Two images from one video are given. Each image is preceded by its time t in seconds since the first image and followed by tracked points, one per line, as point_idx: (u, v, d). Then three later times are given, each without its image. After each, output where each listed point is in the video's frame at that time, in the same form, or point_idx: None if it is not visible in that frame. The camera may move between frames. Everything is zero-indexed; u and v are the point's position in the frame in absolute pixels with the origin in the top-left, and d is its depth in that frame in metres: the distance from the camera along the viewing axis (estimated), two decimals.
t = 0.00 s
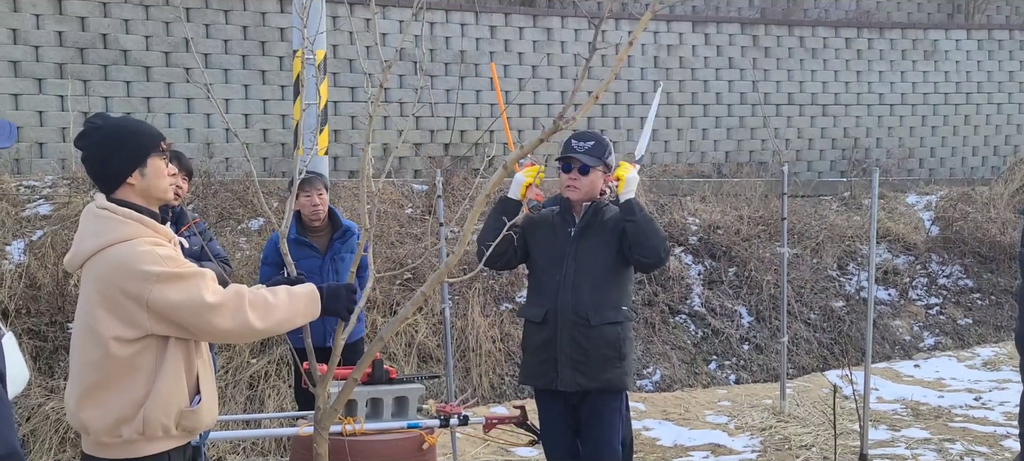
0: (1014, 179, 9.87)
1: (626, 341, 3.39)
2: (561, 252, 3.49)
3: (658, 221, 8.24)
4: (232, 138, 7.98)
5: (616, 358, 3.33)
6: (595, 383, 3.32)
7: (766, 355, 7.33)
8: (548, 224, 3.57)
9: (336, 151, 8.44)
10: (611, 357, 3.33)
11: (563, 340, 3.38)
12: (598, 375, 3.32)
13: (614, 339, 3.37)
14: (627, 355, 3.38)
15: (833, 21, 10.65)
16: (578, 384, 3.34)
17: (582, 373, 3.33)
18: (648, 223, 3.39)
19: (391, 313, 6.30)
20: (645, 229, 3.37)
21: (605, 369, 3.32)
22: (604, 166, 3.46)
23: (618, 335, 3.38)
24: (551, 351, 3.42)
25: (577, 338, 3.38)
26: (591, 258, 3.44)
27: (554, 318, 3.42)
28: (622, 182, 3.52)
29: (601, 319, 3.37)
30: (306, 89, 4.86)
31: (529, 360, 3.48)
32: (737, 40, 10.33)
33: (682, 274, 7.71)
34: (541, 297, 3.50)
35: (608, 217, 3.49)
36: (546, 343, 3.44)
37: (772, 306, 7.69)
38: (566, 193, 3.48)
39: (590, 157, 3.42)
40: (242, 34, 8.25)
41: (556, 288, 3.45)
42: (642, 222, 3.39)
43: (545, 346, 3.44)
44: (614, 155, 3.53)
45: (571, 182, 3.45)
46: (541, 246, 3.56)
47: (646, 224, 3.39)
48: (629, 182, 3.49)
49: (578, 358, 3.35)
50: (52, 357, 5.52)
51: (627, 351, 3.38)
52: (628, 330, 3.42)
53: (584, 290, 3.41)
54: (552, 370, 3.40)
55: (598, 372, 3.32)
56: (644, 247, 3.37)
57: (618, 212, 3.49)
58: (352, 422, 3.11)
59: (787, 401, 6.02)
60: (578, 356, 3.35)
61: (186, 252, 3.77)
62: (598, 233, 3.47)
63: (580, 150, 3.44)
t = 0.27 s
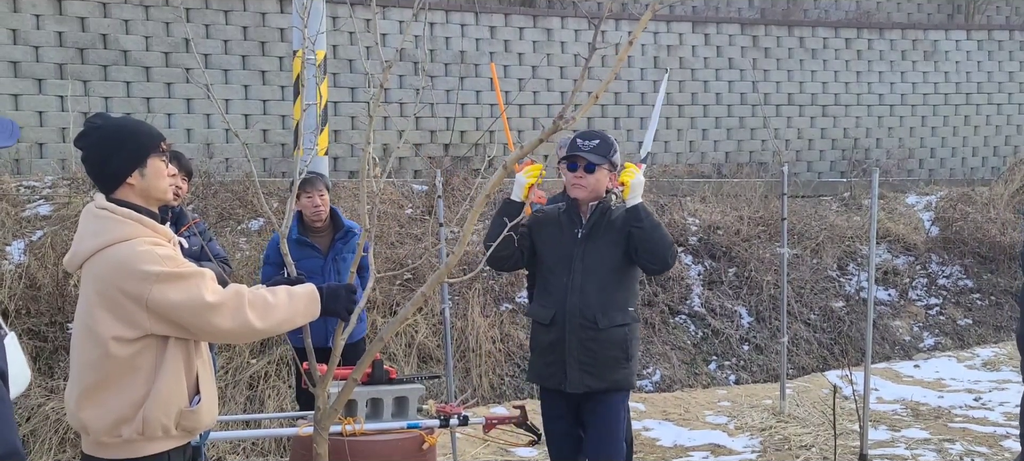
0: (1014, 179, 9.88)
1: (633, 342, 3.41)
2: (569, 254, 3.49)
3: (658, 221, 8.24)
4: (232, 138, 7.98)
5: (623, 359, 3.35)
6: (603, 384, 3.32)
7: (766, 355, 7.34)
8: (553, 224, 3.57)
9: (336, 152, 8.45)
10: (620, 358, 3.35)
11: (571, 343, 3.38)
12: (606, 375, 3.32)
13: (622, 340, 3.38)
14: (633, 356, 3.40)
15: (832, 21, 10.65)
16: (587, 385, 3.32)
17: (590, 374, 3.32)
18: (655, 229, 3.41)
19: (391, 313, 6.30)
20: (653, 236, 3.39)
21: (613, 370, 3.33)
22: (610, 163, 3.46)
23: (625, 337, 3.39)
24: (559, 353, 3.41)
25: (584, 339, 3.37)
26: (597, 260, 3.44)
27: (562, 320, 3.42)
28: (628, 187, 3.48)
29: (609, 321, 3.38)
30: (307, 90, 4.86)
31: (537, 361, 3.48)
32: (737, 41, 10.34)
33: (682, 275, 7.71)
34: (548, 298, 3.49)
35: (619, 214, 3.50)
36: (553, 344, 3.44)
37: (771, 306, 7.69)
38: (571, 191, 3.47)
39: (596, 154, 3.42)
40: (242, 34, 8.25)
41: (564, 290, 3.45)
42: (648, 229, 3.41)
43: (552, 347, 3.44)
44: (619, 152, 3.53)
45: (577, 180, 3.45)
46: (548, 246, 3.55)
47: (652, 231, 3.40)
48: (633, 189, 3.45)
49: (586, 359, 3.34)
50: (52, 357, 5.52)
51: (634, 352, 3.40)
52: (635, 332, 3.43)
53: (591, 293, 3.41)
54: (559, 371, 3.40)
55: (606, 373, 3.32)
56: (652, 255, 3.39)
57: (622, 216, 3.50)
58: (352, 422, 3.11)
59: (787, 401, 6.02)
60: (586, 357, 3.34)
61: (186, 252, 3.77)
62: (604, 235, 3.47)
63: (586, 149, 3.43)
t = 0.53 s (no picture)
0: (1013, 179, 9.87)
1: (640, 346, 3.37)
2: (580, 255, 3.48)
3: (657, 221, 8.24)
4: (231, 139, 7.98)
5: (628, 363, 3.31)
6: (606, 386, 3.30)
7: (766, 356, 7.34)
8: (566, 223, 3.59)
9: (335, 153, 8.46)
10: (624, 362, 3.31)
11: (576, 343, 3.38)
12: (609, 378, 3.30)
13: (628, 343, 3.34)
14: (641, 359, 3.35)
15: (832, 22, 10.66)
16: (588, 386, 3.32)
17: (593, 375, 3.32)
18: (663, 233, 3.31)
19: (391, 314, 6.30)
20: (660, 238, 3.31)
21: (617, 373, 3.30)
22: (629, 162, 3.44)
23: (632, 340, 3.35)
24: (565, 353, 3.43)
25: (589, 341, 3.36)
26: (607, 261, 3.42)
27: (569, 320, 3.43)
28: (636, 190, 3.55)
29: (614, 324, 3.35)
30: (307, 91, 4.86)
31: (546, 358, 3.51)
32: (737, 41, 10.33)
33: (681, 275, 7.72)
34: (558, 297, 3.51)
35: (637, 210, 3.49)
36: (561, 344, 3.45)
37: (771, 306, 7.70)
38: (588, 189, 3.48)
39: (613, 153, 3.40)
40: (241, 34, 8.25)
41: (571, 290, 3.46)
42: (655, 231, 3.31)
43: (560, 346, 3.45)
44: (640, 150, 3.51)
45: (594, 177, 3.45)
46: (560, 246, 3.57)
47: (660, 232, 3.31)
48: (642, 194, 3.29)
49: (589, 360, 3.33)
50: (51, 358, 5.52)
51: (642, 356, 3.35)
52: (643, 336, 3.39)
53: (598, 293, 3.39)
54: (565, 370, 3.41)
55: (610, 375, 3.30)
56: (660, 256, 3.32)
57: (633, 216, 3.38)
58: (352, 422, 3.13)
59: (786, 402, 6.02)
60: (589, 358, 3.34)
61: (185, 253, 3.78)
62: (616, 235, 3.43)
63: (604, 147, 3.42)
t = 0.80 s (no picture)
0: (1013, 181, 9.88)
1: (656, 350, 3.34)
2: (595, 257, 3.48)
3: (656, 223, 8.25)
4: (231, 140, 7.99)
5: (642, 368, 3.29)
6: (620, 391, 3.30)
7: (766, 357, 7.34)
8: (583, 225, 3.60)
9: (335, 154, 8.47)
10: (638, 366, 3.30)
11: (590, 346, 3.38)
12: (623, 382, 3.29)
13: (642, 348, 3.32)
14: (656, 363, 3.33)
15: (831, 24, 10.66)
16: (601, 390, 3.32)
17: (606, 379, 3.32)
18: (676, 234, 3.30)
19: (390, 315, 6.30)
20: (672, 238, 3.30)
21: (631, 377, 3.29)
22: (644, 163, 3.42)
23: (646, 344, 3.33)
24: (580, 356, 3.43)
25: (603, 345, 3.36)
26: (622, 264, 3.41)
27: (584, 323, 3.43)
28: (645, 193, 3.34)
29: (628, 327, 3.33)
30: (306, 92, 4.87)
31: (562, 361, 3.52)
32: (736, 43, 10.33)
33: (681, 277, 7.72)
34: (573, 300, 3.51)
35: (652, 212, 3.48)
36: (577, 347, 3.46)
37: (771, 308, 7.70)
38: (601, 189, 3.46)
39: (628, 154, 3.39)
40: (241, 36, 8.25)
41: (586, 293, 3.46)
42: (667, 232, 3.31)
43: (575, 349, 3.46)
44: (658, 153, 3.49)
45: (609, 178, 3.43)
46: (577, 248, 3.57)
47: (673, 232, 3.31)
48: (654, 195, 3.30)
49: (603, 364, 3.33)
50: (51, 359, 5.52)
51: (657, 360, 3.33)
52: (659, 340, 3.36)
53: (612, 297, 3.39)
54: (580, 373, 3.42)
55: (623, 380, 3.30)
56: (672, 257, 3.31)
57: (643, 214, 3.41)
58: (352, 424, 3.08)
59: (786, 403, 6.02)
60: (603, 362, 3.34)
61: (184, 254, 3.78)
62: (632, 236, 3.43)
63: (619, 149, 3.42)
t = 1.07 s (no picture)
0: (1011, 181, 9.88)
1: (662, 354, 3.32)
2: (602, 262, 3.47)
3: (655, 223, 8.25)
4: (230, 142, 7.99)
5: (649, 371, 3.27)
6: (627, 394, 3.28)
7: (764, 358, 7.35)
8: (591, 225, 3.60)
9: (333, 155, 8.47)
10: (645, 369, 3.27)
11: (596, 349, 3.38)
12: (629, 386, 3.27)
13: (649, 352, 3.30)
14: (663, 367, 3.30)
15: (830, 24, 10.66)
16: (608, 392, 3.31)
17: (613, 382, 3.30)
18: (675, 244, 3.24)
19: (389, 316, 6.30)
20: (672, 247, 3.25)
21: (637, 381, 3.27)
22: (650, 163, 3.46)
23: (653, 348, 3.31)
24: (588, 359, 3.42)
25: (609, 348, 3.35)
26: (628, 268, 3.38)
27: (591, 326, 3.43)
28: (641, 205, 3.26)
29: (634, 331, 3.31)
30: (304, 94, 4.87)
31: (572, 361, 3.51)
32: (735, 44, 10.33)
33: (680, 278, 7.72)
34: (582, 301, 3.51)
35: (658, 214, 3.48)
36: (585, 349, 3.45)
37: (769, 308, 7.70)
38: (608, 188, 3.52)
39: (633, 153, 3.44)
40: (240, 37, 8.25)
41: (593, 295, 3.45)
42: (665, 242, 3.25)
43: (584, 351, 3.45)
44: (667, 155, 3.52)
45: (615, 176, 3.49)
46: (587, 249, 3.57)
47: (672, 242, 3.24)
48: (648, 206, 3.22)
49: (609, 368, 3.32)
50: (49, 360, 5.52)
51: (664, 364, 3.30)
52: (665, 344, 3.34)
53: (619, 300, 3.36)
54: (588, 375, 3.41)
55: (629, 383, 3.27)
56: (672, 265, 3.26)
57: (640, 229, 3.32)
58: (349, 425, 3.08)
59: (784, 404, 6.02)
60: (609, 365, 3.33)
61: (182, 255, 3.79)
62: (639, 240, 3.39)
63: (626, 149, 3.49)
